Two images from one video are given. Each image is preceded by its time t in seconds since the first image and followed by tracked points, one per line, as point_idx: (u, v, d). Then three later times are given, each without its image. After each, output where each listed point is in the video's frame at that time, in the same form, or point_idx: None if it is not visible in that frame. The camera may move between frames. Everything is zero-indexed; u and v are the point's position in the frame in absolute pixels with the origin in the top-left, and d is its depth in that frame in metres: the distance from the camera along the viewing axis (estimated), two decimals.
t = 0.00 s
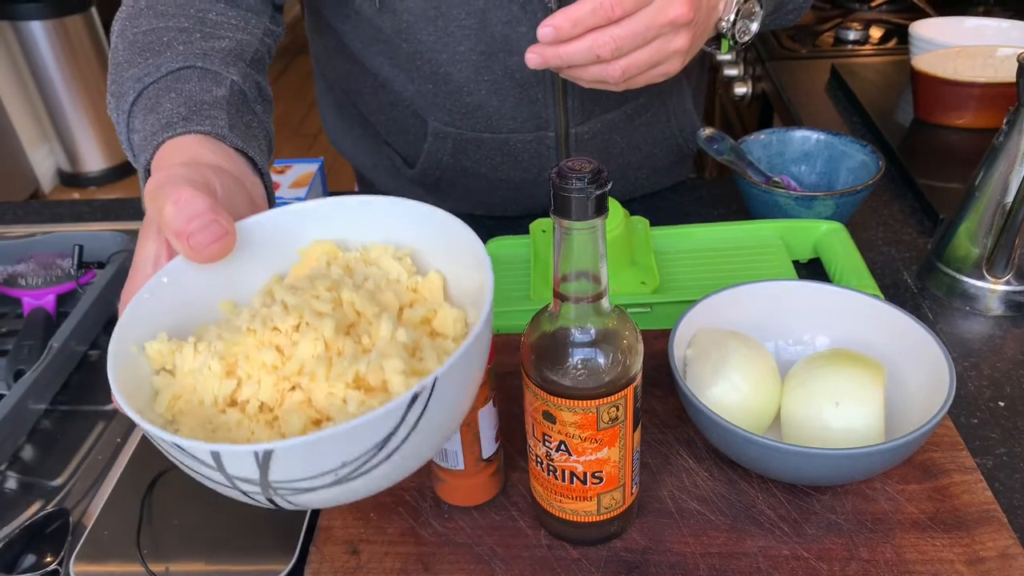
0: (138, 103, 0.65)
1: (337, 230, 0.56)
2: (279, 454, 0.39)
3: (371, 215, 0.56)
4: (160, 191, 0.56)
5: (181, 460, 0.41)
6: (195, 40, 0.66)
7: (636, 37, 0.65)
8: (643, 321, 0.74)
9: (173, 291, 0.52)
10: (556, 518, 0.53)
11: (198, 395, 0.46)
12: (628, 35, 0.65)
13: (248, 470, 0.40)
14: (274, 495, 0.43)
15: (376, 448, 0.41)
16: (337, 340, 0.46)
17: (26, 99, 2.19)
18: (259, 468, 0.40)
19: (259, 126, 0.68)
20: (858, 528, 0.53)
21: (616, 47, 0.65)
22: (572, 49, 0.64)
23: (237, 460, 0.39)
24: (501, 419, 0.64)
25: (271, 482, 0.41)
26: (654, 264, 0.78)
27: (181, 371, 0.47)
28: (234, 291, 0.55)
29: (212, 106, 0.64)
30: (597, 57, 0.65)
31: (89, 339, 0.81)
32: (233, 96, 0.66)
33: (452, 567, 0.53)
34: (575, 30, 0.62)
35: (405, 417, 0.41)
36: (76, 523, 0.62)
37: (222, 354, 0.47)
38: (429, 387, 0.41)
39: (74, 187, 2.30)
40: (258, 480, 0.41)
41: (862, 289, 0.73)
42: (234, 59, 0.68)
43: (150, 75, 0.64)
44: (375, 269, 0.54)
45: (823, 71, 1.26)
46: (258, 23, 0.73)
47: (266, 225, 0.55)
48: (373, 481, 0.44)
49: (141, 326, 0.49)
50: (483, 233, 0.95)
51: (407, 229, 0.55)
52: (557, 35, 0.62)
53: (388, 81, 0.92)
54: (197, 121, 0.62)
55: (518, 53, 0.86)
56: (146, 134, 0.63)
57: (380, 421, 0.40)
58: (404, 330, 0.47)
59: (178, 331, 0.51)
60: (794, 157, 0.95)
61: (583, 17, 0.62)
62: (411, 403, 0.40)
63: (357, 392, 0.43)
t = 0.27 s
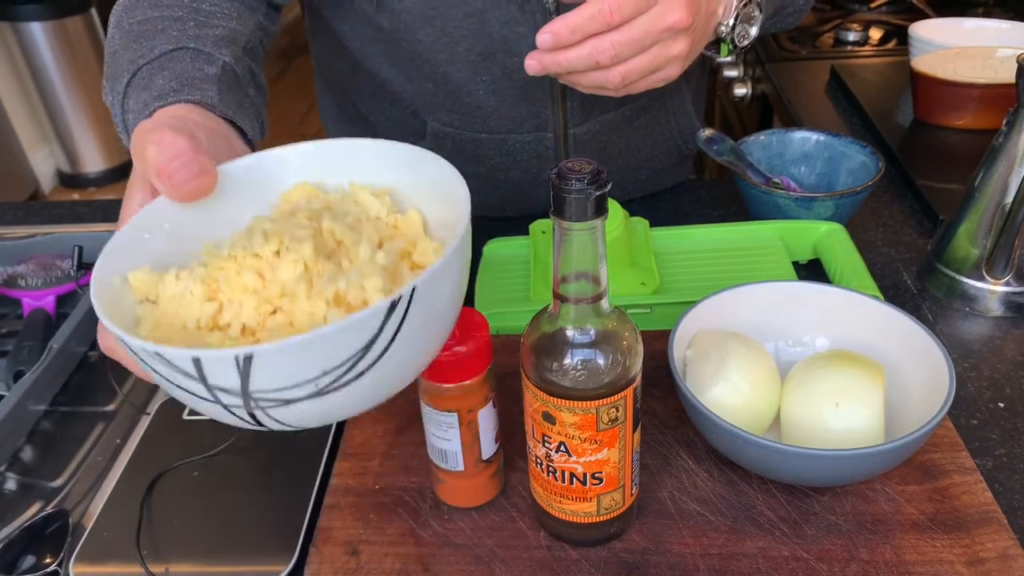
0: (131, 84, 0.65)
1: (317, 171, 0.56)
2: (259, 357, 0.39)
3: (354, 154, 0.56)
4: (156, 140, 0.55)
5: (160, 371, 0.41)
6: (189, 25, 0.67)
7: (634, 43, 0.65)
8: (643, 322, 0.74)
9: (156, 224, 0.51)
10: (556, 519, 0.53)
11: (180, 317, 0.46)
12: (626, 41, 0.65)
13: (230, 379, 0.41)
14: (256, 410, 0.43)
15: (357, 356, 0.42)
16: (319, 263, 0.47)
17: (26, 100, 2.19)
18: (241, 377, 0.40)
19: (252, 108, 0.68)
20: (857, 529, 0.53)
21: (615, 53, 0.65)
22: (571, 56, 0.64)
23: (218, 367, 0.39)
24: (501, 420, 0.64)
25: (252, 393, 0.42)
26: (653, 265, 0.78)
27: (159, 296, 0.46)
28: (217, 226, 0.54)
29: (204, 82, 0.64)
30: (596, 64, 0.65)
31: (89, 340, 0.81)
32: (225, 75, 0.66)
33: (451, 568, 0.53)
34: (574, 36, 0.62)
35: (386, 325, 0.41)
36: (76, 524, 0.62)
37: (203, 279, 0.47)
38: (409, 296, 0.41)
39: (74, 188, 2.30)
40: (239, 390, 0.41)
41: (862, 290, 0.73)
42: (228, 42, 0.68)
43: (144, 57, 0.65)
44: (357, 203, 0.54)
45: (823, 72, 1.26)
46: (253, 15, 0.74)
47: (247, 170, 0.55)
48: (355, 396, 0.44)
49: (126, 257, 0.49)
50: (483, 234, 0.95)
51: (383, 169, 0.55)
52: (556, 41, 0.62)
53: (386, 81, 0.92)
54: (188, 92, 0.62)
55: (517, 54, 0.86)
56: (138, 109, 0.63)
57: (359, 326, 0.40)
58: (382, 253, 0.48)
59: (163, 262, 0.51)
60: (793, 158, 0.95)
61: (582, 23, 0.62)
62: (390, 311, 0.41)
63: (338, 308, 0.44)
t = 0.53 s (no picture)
0: (133, 70, 0.65)
1: (312, 121, 0.63)
2: (243, 273, 0.44)
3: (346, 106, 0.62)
4: (154, 84, 0.60)
5: (153, 289, 0.46)
6: (190, 10, 0.68)
7: (626, 43, 0.65)
8: (643, 323, 0.74)
9: (154, 164, 0.57)
10: (555, 520, 0.52)
11: (176, 245, 0.51)
12: (618, 41, 0.64)
13: (216, 295, 0.45)
14: (241, 327, 0.48)
15: (335, 278, 0.46)
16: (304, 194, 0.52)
17: (25, 101, 2.19)
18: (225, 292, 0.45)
19: (250, 89, 0.69)
20: (857, 530, 0.53)
21: (606, 53, 0.65)
22: (562, 56, 0.64)
23: (205, 282, 0.44)
24: (500, 421, 0.64)
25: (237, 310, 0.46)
26: (653, 265, 0.78)
27: (159, 229, 0.52)
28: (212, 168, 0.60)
29: (205, 60, 0.65)
30: (587, 63, 0.65)
31: (88, 340, 0.81)
32: (225, 55, 0.67)
33: (451, 569, 0.53)
34: (565, 36, 0.62)
35: (362, 251, 0.46)
36: (75, 525, 0.62)
37: (197, 212, 0.52)
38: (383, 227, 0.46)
39: (74, 189, 2.31)
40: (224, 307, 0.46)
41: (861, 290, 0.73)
42: (227, 26, 0.69)
43: (146, 42, 0.65)
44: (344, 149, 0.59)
45: (822, 72, 1.26)
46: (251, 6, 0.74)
47: (243, 118, 0.60)
48: (331, 320, 0.49)
49: (129, 192, 0.54)
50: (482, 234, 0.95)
51: (375, 120, 0.62)
52: (548, 40, 0.62)
53: (385, 81, 0.93)
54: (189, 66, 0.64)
55: (514, 53, 0.86)
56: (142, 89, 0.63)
57: (338, 251, 0.45)
58: (364, 190, 0.54)
59: (160, 199, 0.56)
60: (793, 159, 0.95)
61: (573, 23, 0.62)
62: (366, 237, 0.46)
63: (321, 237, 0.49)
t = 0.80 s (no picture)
0: (139, 64, 0.67)
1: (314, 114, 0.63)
2: (238, 247, 0.44)
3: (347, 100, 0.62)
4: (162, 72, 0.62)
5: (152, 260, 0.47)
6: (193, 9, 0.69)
7: (626, 41, 0.65)
8: (642, 324, 0.74)
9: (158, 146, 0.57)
10: (555, 521, 0.52)
11: (175, 221, 0.51)
12: (618, 39, 0.64)
13: (212, 267, 0.46)
14: (236, 301, 0.48)
15: (330, 257, 0.47)
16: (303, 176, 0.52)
17: (25, 102, 2.19)
18: (222, 264, 0.45)
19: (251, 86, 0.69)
20: (857, 531, 0.53)
21: (606, 51, 0.65)
22: (561, 54, 0.64)
23: (203, 254, 0.45)
24: (500, 421, 0.64)
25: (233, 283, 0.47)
26: (652, 266, 0.78)
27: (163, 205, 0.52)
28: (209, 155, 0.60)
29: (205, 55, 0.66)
30: (587, 61, 0.65)
31: (88, 341, 0.81)
32: (226, 52, 0.67)
33: (451, 570, 0.53)
34: (564, 34, 0.63)
35: (357, 232, 0.46)
36: (75, 526, 0.62)
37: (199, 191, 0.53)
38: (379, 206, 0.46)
39: (73, 190, 2.31)
40: (221, 280, 0.46)
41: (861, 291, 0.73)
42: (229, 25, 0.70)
43: (150, 38, 0.66)
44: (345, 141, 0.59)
45: (821, 72, 1.26)
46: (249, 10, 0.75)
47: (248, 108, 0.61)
48: (327, 298, 0.49)
49: (134, 173, 0.55)
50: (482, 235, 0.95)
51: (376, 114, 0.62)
52: (547, 39, 0.63)
53: (384, 80, 0.93)
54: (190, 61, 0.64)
55: (513, 52, 0.86)
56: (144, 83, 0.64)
57: (334, 229, 0.45)
58: (362, 175, 0.54)
59: (158, 179, 0.56)
60: (792, 160, 0.95)
61: (572, 21, 0.62)
62: (362, 216, 0.46)
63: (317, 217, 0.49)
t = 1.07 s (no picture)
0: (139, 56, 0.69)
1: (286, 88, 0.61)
2: (195, 177, 0.44)
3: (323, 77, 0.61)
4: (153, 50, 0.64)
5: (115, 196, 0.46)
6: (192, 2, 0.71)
7: (627, 42, 0.65)
8: (642, 325, 0.74)
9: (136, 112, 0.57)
10: (554, 522, 0.52)
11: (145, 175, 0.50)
12: (618, 40, 0.65)
13: (171, 200, 0.45)
14: (196, 239, 0.48)
15: (286, 197, 0.46)
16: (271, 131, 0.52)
17: (25, 103, 2.19)
18: (180, 197, 0.45)
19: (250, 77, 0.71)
20: (856, 532, 0.53)
21: (607, 52, 0.65)
22: (562, 56, 0.64)
23: (161, 185, 0.44)
24: (499, 423, 0.64)
25: (192, 219, 0.46)
26: (652, 268, 0.78)
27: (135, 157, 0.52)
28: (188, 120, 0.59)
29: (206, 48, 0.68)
30: (587, 63, 0.65)
31: (88, 343, 0.81)
32: (226, 44, 0.70)
33: (450, 571, 0.53)
34: (565, 36, 0.62)
35: (313, 171, 0.46)
36: (75, 528, 0.62)
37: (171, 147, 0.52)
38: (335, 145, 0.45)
39: (72, 191, 2.31)
40: (180, 214, 0.46)
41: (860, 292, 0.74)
42: (227, 17, 0.72)
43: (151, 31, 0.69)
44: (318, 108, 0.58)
45: (820, 74, 1.26)
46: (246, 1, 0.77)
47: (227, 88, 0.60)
48: (286, 241, 0.48)
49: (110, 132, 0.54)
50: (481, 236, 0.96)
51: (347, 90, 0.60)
52: (547, 41, 0.62)
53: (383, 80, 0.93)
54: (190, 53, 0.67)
55: (512, 52, 0.86)
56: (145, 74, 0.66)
57: (289, 164, 0.45)
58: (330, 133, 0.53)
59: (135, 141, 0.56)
60: (791, 161, 0.96)
61: (573, 23, 0.62)
62: (319, 153, 0.45)
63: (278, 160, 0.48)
